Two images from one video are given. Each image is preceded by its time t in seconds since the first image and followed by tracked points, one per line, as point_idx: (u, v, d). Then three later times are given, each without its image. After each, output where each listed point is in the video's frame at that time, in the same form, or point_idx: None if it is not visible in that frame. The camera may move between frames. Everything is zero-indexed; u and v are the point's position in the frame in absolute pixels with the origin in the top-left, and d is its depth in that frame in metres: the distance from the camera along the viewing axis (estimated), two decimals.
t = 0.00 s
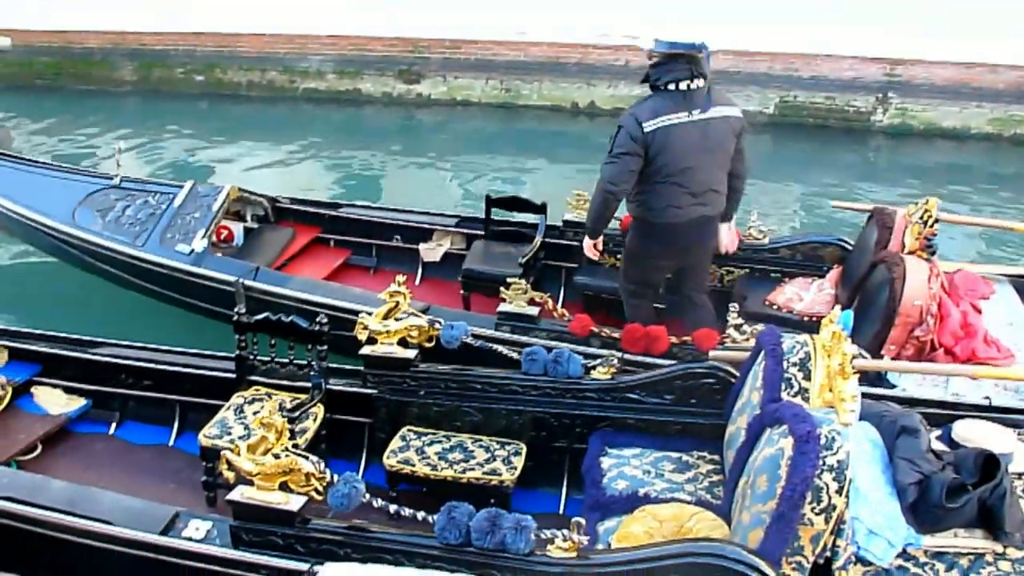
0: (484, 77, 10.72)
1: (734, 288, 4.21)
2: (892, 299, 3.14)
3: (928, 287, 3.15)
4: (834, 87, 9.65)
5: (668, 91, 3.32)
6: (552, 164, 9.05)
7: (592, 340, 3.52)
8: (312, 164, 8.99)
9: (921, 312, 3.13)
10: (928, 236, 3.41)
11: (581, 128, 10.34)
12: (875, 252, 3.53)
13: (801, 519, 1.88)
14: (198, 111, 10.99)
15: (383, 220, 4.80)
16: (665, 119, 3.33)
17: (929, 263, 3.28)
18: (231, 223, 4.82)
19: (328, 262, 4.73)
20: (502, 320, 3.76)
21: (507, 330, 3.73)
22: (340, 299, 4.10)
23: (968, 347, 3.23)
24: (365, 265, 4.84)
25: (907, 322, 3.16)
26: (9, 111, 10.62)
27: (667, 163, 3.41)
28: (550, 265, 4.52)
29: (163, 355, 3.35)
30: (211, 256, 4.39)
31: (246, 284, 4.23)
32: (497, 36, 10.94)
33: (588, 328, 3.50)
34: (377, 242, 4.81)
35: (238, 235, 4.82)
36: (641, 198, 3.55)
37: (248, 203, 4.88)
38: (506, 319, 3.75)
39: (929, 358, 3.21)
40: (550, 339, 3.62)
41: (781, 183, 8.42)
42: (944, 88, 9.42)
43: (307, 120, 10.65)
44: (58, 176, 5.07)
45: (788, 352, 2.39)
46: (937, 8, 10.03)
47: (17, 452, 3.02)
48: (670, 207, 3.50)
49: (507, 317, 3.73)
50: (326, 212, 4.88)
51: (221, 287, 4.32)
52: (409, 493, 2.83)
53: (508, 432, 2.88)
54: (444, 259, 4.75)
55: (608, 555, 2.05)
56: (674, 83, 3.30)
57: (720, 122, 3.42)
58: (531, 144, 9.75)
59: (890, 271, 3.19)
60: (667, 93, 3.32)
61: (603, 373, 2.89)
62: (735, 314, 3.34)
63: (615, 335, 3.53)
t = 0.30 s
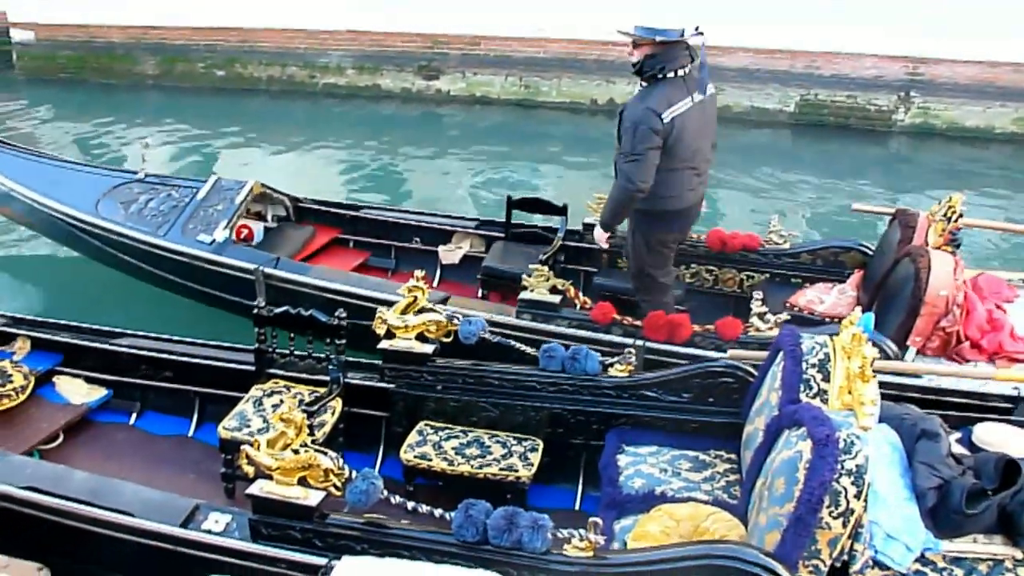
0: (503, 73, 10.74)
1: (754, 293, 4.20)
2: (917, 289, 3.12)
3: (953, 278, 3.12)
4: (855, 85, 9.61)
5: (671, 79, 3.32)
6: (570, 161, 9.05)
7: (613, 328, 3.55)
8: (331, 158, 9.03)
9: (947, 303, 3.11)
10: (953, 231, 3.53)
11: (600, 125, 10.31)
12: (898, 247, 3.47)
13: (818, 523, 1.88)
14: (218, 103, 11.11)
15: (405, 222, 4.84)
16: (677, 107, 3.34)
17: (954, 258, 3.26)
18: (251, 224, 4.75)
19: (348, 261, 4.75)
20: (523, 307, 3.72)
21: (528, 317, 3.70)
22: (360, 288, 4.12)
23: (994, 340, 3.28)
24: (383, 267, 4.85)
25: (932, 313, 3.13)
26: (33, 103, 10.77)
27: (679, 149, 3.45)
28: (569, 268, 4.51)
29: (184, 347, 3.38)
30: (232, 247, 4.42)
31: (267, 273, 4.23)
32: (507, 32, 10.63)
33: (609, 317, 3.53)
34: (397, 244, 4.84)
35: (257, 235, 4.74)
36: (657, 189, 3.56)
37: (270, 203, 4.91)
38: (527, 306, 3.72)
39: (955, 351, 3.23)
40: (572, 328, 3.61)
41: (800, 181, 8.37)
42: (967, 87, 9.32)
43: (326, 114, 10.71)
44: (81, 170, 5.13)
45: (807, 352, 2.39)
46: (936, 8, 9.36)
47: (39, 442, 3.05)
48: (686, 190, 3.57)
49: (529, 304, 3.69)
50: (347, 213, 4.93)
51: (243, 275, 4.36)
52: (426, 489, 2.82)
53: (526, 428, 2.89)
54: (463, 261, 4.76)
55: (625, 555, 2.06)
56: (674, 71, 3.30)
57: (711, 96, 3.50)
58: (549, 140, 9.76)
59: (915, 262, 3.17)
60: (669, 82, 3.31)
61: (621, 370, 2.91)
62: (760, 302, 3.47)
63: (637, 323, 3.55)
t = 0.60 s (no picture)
0: (521, 69, 10.72)
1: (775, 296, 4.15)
2: (943, 276, 3.08)
3: (978, 267, 3.09)
4: (876, 82, 9.52)
5: (664, 68, 3.37)
6: (588, 157, 9.03)
7: (634, 315, 3.56)
8: (350, 153, 9.04)
9: (973, 291, 3.08)
10: (976, 226, 3.48)
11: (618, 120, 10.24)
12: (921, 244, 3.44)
13: (836, 521, 1.87)
14: (237, 98, 11.17)
15: (423, 222, 4.85)
16: (676, 93, 3.39)
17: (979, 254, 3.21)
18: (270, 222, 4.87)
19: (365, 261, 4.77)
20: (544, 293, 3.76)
21: (549, 305, 3.71)
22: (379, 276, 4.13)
23: (1020, 332, 3.29)
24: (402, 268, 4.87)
25: (958, 302, 3.11)
26: (55, 97, 10.89)
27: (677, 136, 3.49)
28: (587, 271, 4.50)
29: (204, 341, 3.40)
30: (253, 239, 4.45)
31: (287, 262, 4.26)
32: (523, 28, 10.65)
33: (631, 304, 3.53)
34: (415, 245, 4.85)
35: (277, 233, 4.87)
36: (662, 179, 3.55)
37: (290, 203, 4.97)
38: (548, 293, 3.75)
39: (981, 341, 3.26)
40: (594, 316, 3.62)
41: (821, 179, 8.31)
42: (991, 83, 9.19)
43: (344, 109, 10.73)
44: (104, 166, 5.18)
45: (826, 351, 2.38)
46: (936, 8, 9.50)
47: (60, 434, 3.09)
48: (685, 177, 3.60)
49: (549, 291, 3.74)
50: (366, 214, 4.95)
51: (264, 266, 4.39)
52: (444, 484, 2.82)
53: (543, 424, 2.89)
54: (482, 263, 4.74)
55: (642, 552, 2.06)
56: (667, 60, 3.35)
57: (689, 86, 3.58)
58: (567, 136, 9.73)
59: (940, 251, 3.14)
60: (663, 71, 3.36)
61: (638, 366, 2.91)
62: (781, 291, 3.60)
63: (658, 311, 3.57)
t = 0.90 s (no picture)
0: (539, 66, 10.72)
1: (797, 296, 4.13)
2: (969, 278, 3.06)
3: (1004, 267, 3.07)
4: (897, 80, 9.45)
5: (638, 55, 3.40)
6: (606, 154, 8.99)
7: (655, 315, 3.54)
8: (368, 149, 9.05)
9: (999, 292, 3.05)
10: (1001, 225, 3.46)
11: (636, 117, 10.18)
12: (946, 243, 3.42)
13: (854, 518, 1.86)
14: (255, 92, 11.22)
15: (443, 219, 4.88)
16: (650, 79, 3.44)
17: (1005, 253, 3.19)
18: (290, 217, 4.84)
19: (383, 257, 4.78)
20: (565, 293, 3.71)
21: (570, 304, 3.69)
22: (398, 273, 4.14)
23: None
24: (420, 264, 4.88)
25: (984, 303, 3.08)
26: (75, 91, 10.97)
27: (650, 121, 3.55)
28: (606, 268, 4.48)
29: (222, 334, 3.43)
30: (273, 235, 4.47)
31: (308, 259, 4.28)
32: (540, 23, 10.64)
33: (653, 303, 3.51)
34: (434, 241, 4.87)
35: (296, 228, 4.83)
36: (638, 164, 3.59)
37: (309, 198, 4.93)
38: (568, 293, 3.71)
39: (1006, 342, 3.22)
40: (612, 314, 3.61)
41: (840, 177, 8.25)
42: (1013, 81, 9.11)
43: (362, 104, 10.76)
44: (125, 160, 5.22)
45: (844, 348, 2.37)
46: (936, 7, 9.33)
47: (81, 424, 3.11)
48: (658, 162, 3.65)
49: (570, 290, 3.69)
50: (386, 210, 4.96)
51: (284, 263, 4.43)
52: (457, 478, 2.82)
53: (558, 421, 2.89)
54: (500, 259, 4.76)
55: (657, 547, 2.05)
56: (642, 47, 3.39)
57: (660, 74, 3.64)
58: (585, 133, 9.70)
59: (965, 252, 3.12)
60: (638, 57, 3.39)
61: (654, 363, 2.91)
62: (805, 292, 3.65)
63: (679, 310, 3.57)
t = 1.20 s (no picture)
0: (557, 61, 10.68)
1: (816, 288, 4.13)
2: (991, 286, 3.04)
3: None
4: (919, 78, 9.35)
5: (629, 50, 3.41)
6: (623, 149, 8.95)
7: (674, 320, 3.49)
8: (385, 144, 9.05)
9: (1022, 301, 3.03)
10: None
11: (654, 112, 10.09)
12: (969, 244, 3.38)
13: (873, 518, 1.84)
14: (274, 87, 11.26)
15: (459, 211, 4.86)
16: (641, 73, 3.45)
17: None
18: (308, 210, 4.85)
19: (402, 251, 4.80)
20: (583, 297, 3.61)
21: (587, 309, 3.60)
22: (414, 274, 4.15)
23: None
24: (438, 256, 4.91)
25: (1006, 311, 3.06)
26: (95, 85, 11.05)
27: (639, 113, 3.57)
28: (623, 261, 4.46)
29: (239, 327, 3.44)
30: (291, 233, 4.48)
31: (326, 259, 4.29)
32: (558, 19, 10.58)
33: (671, 309, 3.47)
34: (451, 233, 4.87)
35: (314, 222, 4.85)
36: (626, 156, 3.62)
37: (326, 189, 4.97)
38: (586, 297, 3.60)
39: None
40: (632, 321, 3.52)
41: (860, 175, 8.18)
42: None
43: (379, 99, 10.77)
44: (143, 155, 5.25)
45: (863, 347, 2.35)
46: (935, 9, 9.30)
47: (99, 416, 3.13)
48: (646, 155, 3.69)
49: (588, 294, 3.58)
50: (403, 202, 4.96)
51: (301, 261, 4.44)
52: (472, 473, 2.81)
53: (574, 417, 2.88)
54: (518, 251, 4.77)
55: (676, 545, 2.04)
56: (633, 40, 3.40)
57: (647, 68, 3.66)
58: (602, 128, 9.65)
59: (989, 258, 3.09)
60: (630, 51, 3.41)
61: (672, 361, 2.88)
62: (823, 297, 3.56)
63: (697, 316, 3.50)
